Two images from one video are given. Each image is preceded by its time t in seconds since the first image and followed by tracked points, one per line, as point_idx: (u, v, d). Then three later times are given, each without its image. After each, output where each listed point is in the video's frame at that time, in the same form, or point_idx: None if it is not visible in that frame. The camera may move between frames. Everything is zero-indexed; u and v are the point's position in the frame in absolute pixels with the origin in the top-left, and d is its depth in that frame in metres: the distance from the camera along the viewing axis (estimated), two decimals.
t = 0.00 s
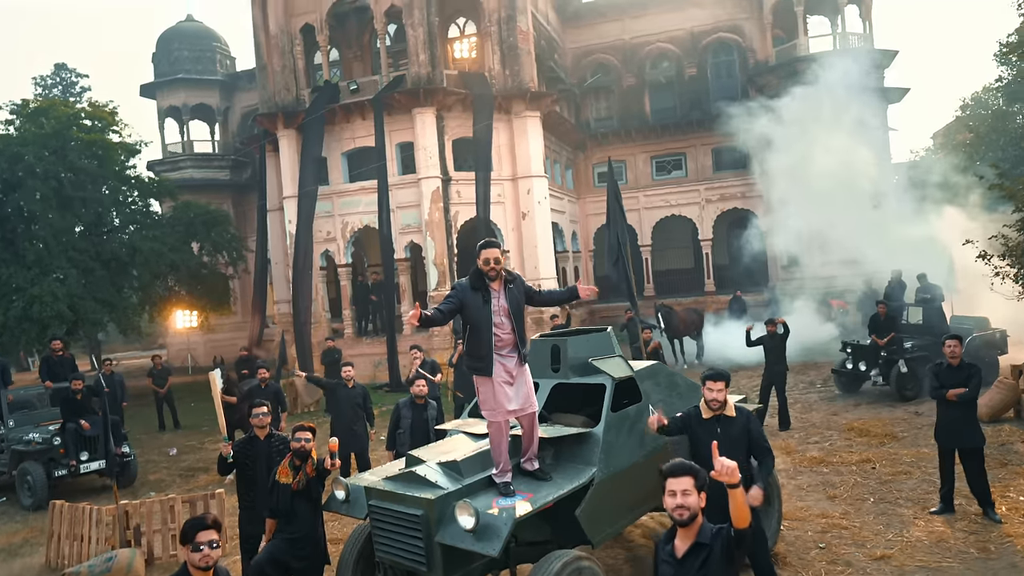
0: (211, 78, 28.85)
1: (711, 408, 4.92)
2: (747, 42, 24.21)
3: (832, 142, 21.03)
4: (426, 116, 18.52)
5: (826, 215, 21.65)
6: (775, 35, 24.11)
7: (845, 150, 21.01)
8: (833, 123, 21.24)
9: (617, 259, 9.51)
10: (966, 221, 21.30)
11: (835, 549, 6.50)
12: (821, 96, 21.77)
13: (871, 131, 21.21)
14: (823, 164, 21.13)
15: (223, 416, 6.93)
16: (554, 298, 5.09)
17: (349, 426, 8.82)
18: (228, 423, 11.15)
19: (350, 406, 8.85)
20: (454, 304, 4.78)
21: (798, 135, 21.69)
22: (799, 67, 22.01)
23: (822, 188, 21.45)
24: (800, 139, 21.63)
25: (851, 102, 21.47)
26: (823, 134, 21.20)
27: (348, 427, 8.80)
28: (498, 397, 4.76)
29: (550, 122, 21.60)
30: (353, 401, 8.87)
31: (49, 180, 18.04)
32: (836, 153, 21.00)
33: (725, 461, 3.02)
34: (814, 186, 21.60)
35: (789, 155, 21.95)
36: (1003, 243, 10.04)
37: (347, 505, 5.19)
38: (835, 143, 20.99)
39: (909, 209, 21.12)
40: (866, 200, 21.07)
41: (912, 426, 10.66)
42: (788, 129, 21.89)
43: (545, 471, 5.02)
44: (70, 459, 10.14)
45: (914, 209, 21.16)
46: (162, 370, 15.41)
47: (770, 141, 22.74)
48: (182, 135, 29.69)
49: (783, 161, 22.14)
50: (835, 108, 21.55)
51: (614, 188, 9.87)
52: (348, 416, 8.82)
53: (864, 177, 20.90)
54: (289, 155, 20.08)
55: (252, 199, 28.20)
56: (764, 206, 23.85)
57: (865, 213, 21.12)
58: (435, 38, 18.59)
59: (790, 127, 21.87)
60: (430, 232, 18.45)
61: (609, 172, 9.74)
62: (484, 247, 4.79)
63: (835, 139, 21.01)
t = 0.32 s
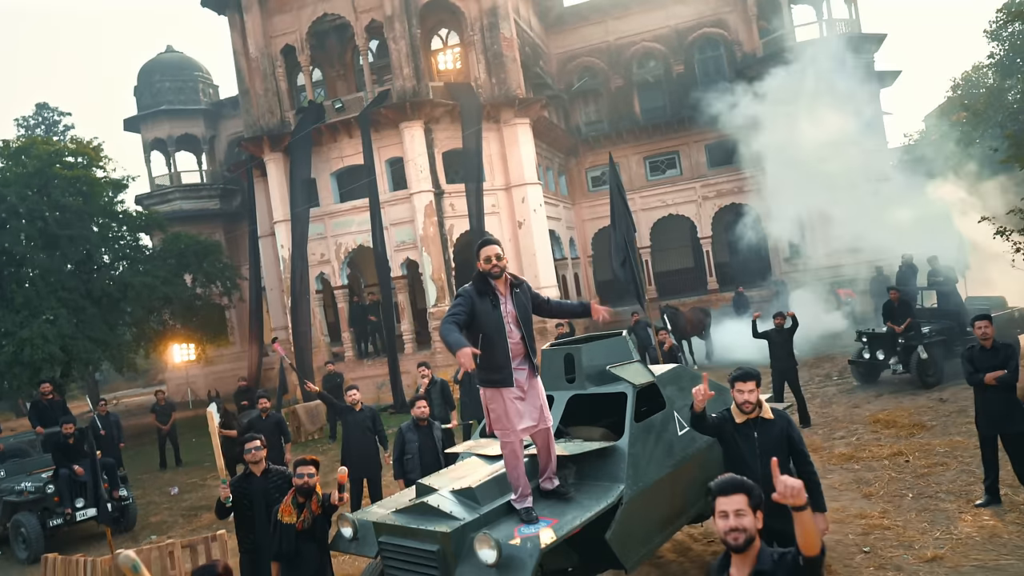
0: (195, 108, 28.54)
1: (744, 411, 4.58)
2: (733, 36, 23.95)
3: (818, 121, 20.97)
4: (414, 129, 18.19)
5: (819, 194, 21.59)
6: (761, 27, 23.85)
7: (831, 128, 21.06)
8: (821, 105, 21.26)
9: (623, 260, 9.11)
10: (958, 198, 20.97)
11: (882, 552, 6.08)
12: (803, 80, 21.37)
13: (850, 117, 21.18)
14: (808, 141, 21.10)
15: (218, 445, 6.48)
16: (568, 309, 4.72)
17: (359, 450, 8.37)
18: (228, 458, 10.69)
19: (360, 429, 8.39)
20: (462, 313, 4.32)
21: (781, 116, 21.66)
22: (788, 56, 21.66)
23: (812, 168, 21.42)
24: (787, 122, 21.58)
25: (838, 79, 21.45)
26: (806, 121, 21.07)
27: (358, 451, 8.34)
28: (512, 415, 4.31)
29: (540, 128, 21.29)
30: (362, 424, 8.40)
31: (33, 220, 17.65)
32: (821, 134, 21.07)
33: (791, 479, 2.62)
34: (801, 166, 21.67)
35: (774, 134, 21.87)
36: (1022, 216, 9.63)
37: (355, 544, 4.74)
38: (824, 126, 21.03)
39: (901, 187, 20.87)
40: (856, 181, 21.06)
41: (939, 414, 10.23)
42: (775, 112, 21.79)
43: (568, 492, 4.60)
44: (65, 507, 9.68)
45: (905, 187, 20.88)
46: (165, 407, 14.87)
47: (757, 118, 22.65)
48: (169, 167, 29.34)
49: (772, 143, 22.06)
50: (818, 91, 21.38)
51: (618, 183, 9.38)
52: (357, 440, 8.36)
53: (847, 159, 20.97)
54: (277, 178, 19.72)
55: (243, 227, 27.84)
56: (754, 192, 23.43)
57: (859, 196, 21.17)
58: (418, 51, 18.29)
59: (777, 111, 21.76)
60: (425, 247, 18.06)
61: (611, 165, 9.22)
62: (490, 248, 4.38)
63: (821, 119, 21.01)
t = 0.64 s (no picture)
0: (180, 134, 28.19)
1: (782, 406, 4.18)
2: (719, 25, 23.65)
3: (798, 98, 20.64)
4: (403, 139, 17.84)
5: (811, 170, 21.17)
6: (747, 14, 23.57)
7: (813, 103, 20.76)
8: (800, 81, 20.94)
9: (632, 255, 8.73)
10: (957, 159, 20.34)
11: (932, 547, 5.67)
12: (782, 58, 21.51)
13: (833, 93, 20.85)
14: (788, 119, 20.69)
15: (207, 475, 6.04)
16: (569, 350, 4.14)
17: (369, 472, 7.94)
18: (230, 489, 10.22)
19: (368, 451, 7.97)
20: (483, 319, 3.98)
21: (763, 93, 21.50)
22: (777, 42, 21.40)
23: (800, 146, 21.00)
24: (770, 102, 21.11)
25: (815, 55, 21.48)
26: (786, 99, 20.68)
27: (369, 473, 7.92)
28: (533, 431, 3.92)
29: (531, 131, 20.96)
30: (371, 444, 7.97)
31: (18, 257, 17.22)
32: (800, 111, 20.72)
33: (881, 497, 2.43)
34: (784, 142, 21.18)
35: (758, 112, 21.54)
36: None
37: None
38: (807, 101, 20.71)
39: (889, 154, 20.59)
40: (846, 155, 20.74)
41: (968, 394, 9.83)
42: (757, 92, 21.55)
43: (597, 508, 4.22)
44: (65, 553, 9.30)
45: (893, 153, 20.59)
46: (173, 436, 14.24)
47: (742, 102, 22.29)
48: (158, 196, 28.95)
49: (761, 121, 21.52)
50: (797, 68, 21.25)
51: (620, 175, 8.97)
52: (365, 462, 7.94)
53: (831, 136, 20.62)
54: (267, 198, 19.34)
55: (237, 251, 27.49)
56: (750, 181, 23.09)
57: (854, 171, 20.92)
58: (402, 60, 17.97)
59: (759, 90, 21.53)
60: (422, 258, 17.68)
61: (612, 154, 8.81)
62: (507, 246, 4.02)
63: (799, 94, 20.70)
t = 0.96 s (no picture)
0: (164, 154, 27.75)
1: (823, 393, 3.82)
2: (702, 8, 23.33)
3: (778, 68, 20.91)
4: (391, 143, 17.44)
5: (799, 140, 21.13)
6: None
7: (791, 72, 21.01)
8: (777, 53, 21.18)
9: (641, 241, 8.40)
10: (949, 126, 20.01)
11: (983, 531, 5.29)
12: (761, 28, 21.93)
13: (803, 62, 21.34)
14: (768, 87, 20.74)
15: (194, 502, 5.75)
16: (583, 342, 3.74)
17: (377, 487, 7.54)
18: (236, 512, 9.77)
19: (374, 465, 7.60)
20: (492, 313, 3.63)
21: (737, 61, 21.63)
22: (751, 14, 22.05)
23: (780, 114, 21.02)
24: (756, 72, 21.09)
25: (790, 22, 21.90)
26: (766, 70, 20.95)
27: (376, 488, 7.53)
28: (550, 437, 3.56)
29: (520, 127, 20.59)
30: (377, 458, 7.60)
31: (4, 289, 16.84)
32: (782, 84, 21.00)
33: None
34: (763, 113, 21.15)
35: (736, 82, 21.62)
36: None
37: None
38: (786, 70, 20.96)
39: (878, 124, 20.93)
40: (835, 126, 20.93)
41: (992, 365, 9.47)
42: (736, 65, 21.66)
43: (626, 517, 3.84)
44: None
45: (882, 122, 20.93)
46: (177, 460, 13.65)
47: (720, 76, 22.20)
48: (146, 218, 28.53)
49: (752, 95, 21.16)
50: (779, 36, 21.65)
51: (622, 159, 8.59)
52: (371, 477, 7.56)
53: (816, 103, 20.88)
54: (255, 212, 18.96)
55: (229, 269, 27.07)
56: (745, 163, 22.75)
57: (847, 146, 20.96)
58: (384, 62, 17.61)
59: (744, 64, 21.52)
60: (417, 263, 17.31)
61: (611, 136, 8.42)
62: (518, 232, 3.64)
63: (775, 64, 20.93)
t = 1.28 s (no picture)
0: (156, 158, 27.36)
1: (859, 387, 3.46)
2: None
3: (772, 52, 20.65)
4: (384, 141, 17.12)
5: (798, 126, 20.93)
6: None
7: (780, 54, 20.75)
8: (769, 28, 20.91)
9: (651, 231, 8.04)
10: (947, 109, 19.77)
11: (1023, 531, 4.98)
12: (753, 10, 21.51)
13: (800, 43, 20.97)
14: (752, 73, 20.82)
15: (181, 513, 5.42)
16: (602, 333, 3.36)
17: (376, 495, 7.22)
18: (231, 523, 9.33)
19: (372, 473, 7.27)
20: (500, 300, 3.35)
21: (727, 40, 21.61)
22: None
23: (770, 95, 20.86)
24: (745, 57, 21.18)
25: None
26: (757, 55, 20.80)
27: (374, 496, 7.21)
28: (562, 436, 3.21)
29: (515, 123, 20.27)
30: (375, 466, 7.28)
31: None
32: (778, 74, 20.74)
33: None
34: (751, 94, 21.13)
35: (727, 60, 21.55)
36: None
37: None
38: (776, 53, 20.72)
39: (878, 112, 20.57)
40: (830, 112, 20.78)
41: (1011, 355, 9.17)
42: (730, 49, 21.45)
43: (649, 530, 3.50)
44: None
45: (880, 111, 20.59)
46: (170, 470, 13.31)
47: (712, 65, 21.99)
48: (138, 225, 28.12)
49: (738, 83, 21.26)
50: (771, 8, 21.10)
51: (629, 147, 8.29)
52: (369, 486, 7.23)
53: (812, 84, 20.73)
54: (248, 215, 18.62)
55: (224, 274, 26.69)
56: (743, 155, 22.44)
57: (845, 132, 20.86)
58: (376, 59, 17.28)
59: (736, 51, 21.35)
60: (414, 263, 16.96)
61: (617, 122, 8.10)
62: (530, 213, 3.35)
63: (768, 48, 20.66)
